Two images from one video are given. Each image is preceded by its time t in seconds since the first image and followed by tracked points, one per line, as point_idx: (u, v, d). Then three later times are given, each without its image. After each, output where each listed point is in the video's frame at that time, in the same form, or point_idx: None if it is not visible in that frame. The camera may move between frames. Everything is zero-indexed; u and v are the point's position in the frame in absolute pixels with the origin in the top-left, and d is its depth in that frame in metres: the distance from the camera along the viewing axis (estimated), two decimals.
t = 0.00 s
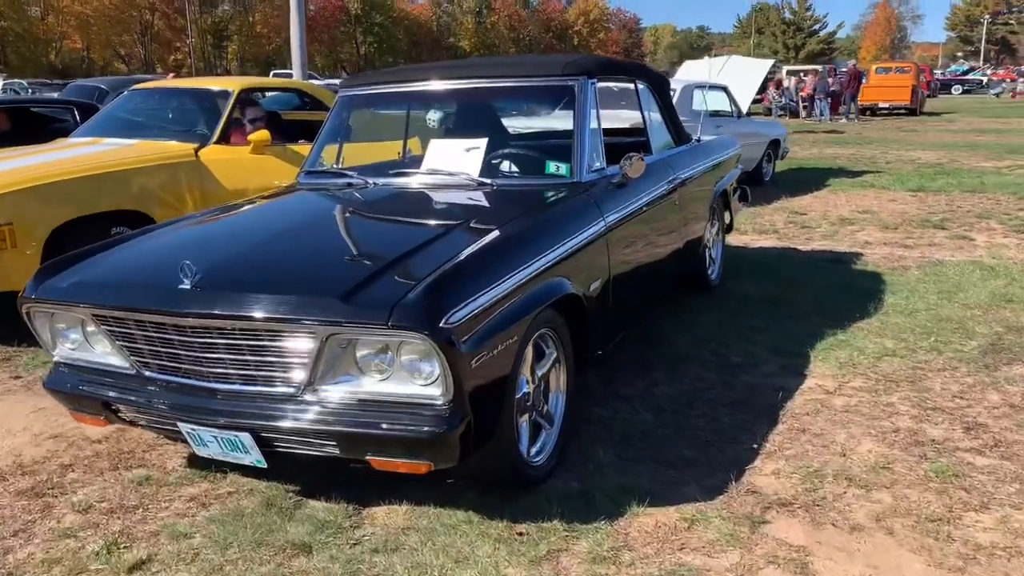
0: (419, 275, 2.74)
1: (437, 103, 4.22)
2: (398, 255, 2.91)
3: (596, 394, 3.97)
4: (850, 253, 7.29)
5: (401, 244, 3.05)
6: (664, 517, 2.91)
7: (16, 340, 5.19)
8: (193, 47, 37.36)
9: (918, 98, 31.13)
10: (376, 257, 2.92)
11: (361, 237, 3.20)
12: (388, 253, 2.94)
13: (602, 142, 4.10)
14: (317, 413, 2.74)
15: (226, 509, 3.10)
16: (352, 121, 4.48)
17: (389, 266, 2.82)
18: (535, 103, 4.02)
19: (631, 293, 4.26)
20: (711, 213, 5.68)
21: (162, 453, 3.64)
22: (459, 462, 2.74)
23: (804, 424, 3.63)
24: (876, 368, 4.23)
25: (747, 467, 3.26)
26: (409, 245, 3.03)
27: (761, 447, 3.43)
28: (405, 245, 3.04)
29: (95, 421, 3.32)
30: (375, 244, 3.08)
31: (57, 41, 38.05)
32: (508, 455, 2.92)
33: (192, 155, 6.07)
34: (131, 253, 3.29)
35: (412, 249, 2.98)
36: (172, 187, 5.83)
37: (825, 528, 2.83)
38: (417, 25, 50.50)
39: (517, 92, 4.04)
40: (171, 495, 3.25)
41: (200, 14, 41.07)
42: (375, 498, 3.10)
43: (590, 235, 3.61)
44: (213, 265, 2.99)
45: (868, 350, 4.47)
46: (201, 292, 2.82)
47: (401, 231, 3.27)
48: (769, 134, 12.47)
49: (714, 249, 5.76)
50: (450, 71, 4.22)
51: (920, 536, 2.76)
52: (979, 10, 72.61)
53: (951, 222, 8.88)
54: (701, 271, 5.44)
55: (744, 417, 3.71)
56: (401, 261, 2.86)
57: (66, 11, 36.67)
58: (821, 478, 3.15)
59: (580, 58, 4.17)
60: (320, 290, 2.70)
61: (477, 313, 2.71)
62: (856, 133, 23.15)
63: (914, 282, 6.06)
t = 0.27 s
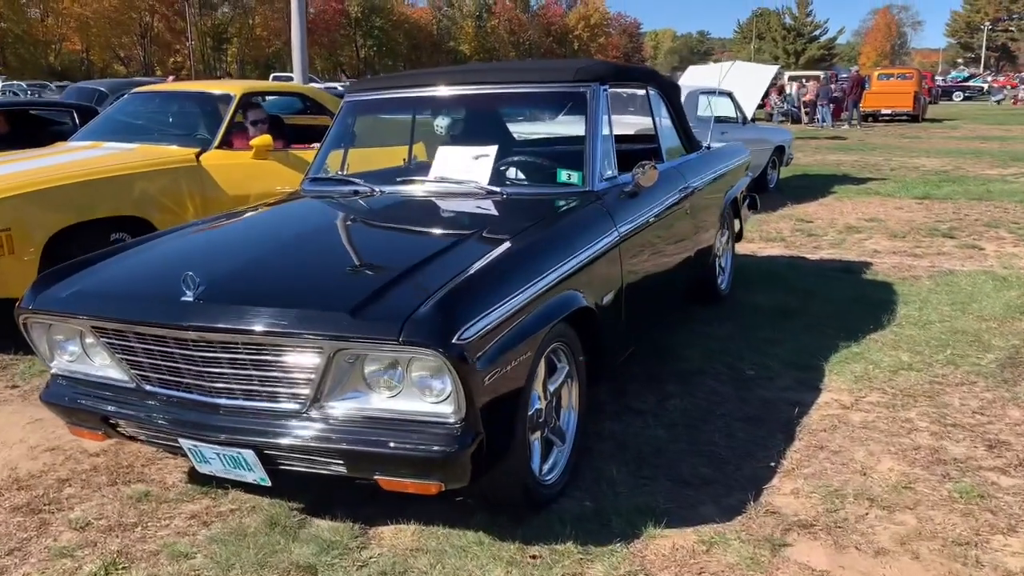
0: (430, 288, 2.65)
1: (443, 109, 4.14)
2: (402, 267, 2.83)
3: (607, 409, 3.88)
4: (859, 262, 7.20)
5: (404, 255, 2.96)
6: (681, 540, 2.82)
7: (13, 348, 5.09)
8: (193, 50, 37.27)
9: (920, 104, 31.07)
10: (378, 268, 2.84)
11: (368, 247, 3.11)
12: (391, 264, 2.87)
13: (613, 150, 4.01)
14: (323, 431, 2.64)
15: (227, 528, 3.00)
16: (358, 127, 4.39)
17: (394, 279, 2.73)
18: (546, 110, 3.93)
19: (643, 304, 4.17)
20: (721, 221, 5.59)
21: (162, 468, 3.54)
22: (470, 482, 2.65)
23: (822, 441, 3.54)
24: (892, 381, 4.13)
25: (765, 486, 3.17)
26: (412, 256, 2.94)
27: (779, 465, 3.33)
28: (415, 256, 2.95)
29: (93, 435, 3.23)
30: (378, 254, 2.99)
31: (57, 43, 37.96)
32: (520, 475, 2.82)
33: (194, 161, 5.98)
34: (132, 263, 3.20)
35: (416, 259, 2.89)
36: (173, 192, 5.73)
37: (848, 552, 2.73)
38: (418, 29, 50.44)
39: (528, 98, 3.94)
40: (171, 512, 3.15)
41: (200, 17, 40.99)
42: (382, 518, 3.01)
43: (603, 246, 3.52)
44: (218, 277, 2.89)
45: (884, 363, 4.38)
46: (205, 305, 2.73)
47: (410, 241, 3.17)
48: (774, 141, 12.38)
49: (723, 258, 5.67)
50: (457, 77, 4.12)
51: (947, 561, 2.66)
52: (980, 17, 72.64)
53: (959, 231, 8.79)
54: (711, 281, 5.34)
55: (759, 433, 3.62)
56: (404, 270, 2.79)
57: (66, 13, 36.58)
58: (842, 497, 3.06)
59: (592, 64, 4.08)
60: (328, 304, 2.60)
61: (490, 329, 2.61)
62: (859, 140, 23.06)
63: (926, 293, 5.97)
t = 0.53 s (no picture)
0: (446, 295, 2.58)
1: (450, 111, 4.07)
2: (403, 271, 2.78)
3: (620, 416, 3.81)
4: (866, 266, 7.15)
5: (403, 258, 2.91)
6: (702, 552, 2.75)
7: (13, 353, 5.02)
8: (190, 51, 37.13)
9: (919, 108, 31.05)
10: (380, 272, 2.80)
11: (379, 250, 3.05)
12: (392, 268, 2.82)
13: (627, 153, 3.94)
14: (336, 440, 2.57)
15: (236, 538, 2.93)
16: (365, 129, 4.33)
17: (393, 284, 2.67)
18: (559, 112, 3.87)
19: (656, 309, 4.10)
20: (731, 224, 5.53)
21: (167, 476, 3.47)
22: (486, 494, 2.58)
23: (840, 449, 3.47)
24: (908, 388, 4.07)
25: (784, 496, 3.10)
26: (411, 260, 2.90)
27: (798, 474, 3.27)
28: (428, 261, 2.88)
29: (98, 443, 3.15)
30: (378, 259, 2.94)
31: (53, 44, 37.82)
32: (536, 486, 2.75)
33: (197, 162, 5.90)
34: (139, 267, 3.13)
35: (418, 263, 2.85)
36: (175, 195, 5.65)
37: (873, 564, 2.66)
38: (416, 31, 50.35)
39: (541, 99, 3.86)
40: (177, 522, 3.08)
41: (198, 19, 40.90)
42: (395, 529, 2.94)
43: (617, 251, 3.45)
44: (228, 282, 2.83)
45: (899, 369, 4.32)
46: (216, 311, 2.66)
47: (423, 245, 3.10)
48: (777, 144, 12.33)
49: (733, 262, 5.61)
50: (465, 78, 4.05)
51: None
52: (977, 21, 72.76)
53: (965, 235, 8.74)
54: (720, 285, 5.28)
55: (776, 442, 3.56)
56: (404, 275, 2.75)
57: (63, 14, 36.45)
58: (864, 508, 2.99)
59: (605, 65, 4.01)
60: (341, 310, 2.54)
61: (508, 337, 2.54)
62: (858, 143, 23.04)
63: (936, 297, 5.91)
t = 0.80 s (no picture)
0: (464, 303, 2.53)
1: (453, 117, 4.04)
2: (400, 279, 2.75)
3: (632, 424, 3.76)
4: (866, 268, 7.14)
5: (394, 266, 2.89)
6: (724, 564, 2.71)
7: (9, 364, 4.93)
8: (177, 56, 36.94)
9: (907, 109, 31.21)
10: (376, 280, 2.76)
11: (389, 259, 3.00)
12: (388, 275, 2.78)
13: (636, 157, 3.90)
14: (352, 454, 2.52)
15: (247, 554, 2.87)
16: (370, 134, 4.27)
17: (389, 293, 2.64)
18: (565, 116, 3.84)
19: (665, 314, 4.06)
20: (736, 228, 5.49)
21: (173, 489, 3.40)
22: (506, 507, 2.53)
23: (855, 456, 3.44)
24: (920, 392, 4.04)
25: (804, 505, 3.06)
26: (407, 267, 2.86)
27: (815, 482, 3.22)
28: (443, 269, 2.83)
29: (103, 458, 3.08)
30: (373, 267, 2.90)
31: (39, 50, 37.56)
32: (556, 498, 2.70)
33: (194, 169, 5.83)
34: (146, 277, 3.06)
35: (414, 271, 2.82)
36: (173, 203, 5.58)
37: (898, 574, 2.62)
38: (403, 36, 50.29)
39: (550, 104, 3.81)
40: (186, 538, 3.01)
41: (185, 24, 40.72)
42: (409, 543, 2.89)
43: (630, 257, 3.41)
44: (239, 291, 2.77)
45: (909, 373, 4.29)
46: (228, 322, 2.60)
47: (434, 253, 3.05)
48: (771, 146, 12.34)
49: (737, 266, 5.57)
50: (468, 83, 4.01)
51: None
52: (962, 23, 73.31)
53: (961, 236, 8.75)
54: (725, 289, 5.25)
55: (791, 448, 3.52)
56: (399, 283, 2.72)
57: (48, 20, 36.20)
58: (885, 516, 2.95)
59: (613, 68, 3.97)
60: (358, 319, 2.49)
61: (528, 346, 2.50)
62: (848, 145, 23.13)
63: (939, 299, 5.90)
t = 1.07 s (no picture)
0: (488, 313, 2.47)
1: (451, 122, 4.02)
2: (394, 288, 2.73)
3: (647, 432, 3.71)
4: (865, 268, 7.12)
5: (387, 275, 2.86)
6: None
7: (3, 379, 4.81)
8: (157, 62, 36.59)
9: (891, 109, 31.39)
10: (369, 289, 2.74)
11: (403, 268, 2.93)
12: (382, 285, 2.76)
13: (646, 160, 3.85)
14: (374, 471, 2.44)
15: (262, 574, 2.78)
16: (375, 142, 4.21)
17: (382, 302, 2.61)
18: (574, 119, 3.79)
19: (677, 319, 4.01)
20: (740, 230, 5.45)
21: (180, 507, 3.31)
22: (533, 523, 2.46)
23: (876, 460, 3.39)
24: (934, 394, 4.01)
25: (828, 512, 3.01)
26: (403, 276, 2.83)
27: (838, 488, 3.18)
28: (461, 278, 2.76)
29: (111, 478, 2.98)
30: (365, 277, 2.87)
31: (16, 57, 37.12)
32: (582, 512, 2.64)
33: (189, 177, 5.73)
34: (153, 291, 2.99)
35: (407, 279, 2.79)
36: (168, 211, 5.48)
37: None
38: (386, 40, 50.12)
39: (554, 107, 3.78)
40: (197, 558, 2.92)
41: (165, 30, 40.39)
42: (429, 558, 2.82)
43: (647, 262, 3.36)
44: (253, 304, 2.70)
45: (921, 375, 4.26)
46: (244, 336, 2.52)
47: (449, 261, 2.98)
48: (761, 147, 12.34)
49: (741, 268, 5.53)
50: (464, 87, 3.99)
51: None
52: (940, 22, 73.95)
53: (956, 235, 8.76)
54: (731, 292, 5.21)
55: (810, 454, 3.47)
56: (395, 291, 2.70)
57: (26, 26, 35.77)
58: (912, 522, 2.91)
59: (620, 70, 3.92)
60: (380, 332, 2.42)
61: (555, 356, 2.44)
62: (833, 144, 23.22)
63: (942, 299, 5.88)
